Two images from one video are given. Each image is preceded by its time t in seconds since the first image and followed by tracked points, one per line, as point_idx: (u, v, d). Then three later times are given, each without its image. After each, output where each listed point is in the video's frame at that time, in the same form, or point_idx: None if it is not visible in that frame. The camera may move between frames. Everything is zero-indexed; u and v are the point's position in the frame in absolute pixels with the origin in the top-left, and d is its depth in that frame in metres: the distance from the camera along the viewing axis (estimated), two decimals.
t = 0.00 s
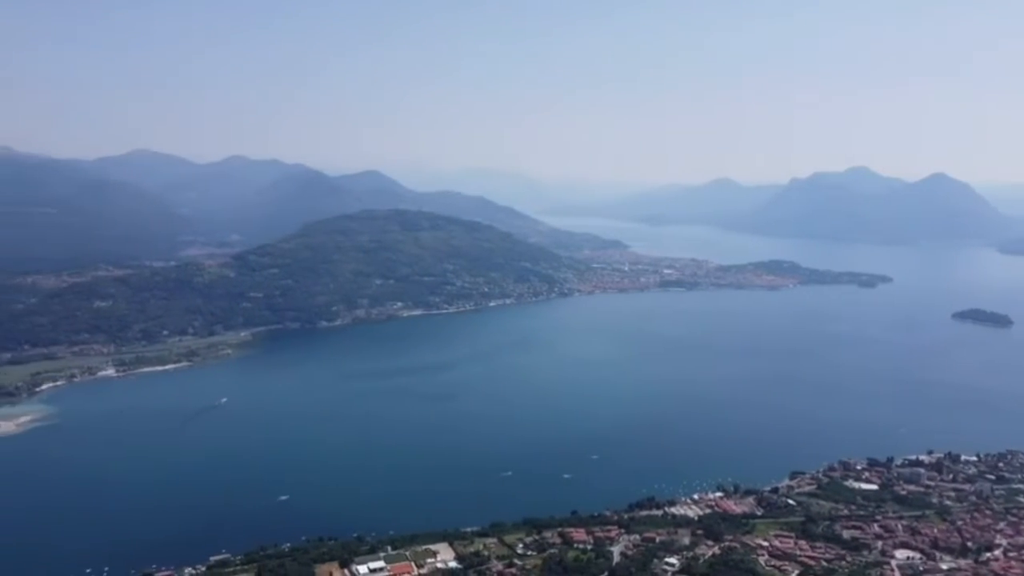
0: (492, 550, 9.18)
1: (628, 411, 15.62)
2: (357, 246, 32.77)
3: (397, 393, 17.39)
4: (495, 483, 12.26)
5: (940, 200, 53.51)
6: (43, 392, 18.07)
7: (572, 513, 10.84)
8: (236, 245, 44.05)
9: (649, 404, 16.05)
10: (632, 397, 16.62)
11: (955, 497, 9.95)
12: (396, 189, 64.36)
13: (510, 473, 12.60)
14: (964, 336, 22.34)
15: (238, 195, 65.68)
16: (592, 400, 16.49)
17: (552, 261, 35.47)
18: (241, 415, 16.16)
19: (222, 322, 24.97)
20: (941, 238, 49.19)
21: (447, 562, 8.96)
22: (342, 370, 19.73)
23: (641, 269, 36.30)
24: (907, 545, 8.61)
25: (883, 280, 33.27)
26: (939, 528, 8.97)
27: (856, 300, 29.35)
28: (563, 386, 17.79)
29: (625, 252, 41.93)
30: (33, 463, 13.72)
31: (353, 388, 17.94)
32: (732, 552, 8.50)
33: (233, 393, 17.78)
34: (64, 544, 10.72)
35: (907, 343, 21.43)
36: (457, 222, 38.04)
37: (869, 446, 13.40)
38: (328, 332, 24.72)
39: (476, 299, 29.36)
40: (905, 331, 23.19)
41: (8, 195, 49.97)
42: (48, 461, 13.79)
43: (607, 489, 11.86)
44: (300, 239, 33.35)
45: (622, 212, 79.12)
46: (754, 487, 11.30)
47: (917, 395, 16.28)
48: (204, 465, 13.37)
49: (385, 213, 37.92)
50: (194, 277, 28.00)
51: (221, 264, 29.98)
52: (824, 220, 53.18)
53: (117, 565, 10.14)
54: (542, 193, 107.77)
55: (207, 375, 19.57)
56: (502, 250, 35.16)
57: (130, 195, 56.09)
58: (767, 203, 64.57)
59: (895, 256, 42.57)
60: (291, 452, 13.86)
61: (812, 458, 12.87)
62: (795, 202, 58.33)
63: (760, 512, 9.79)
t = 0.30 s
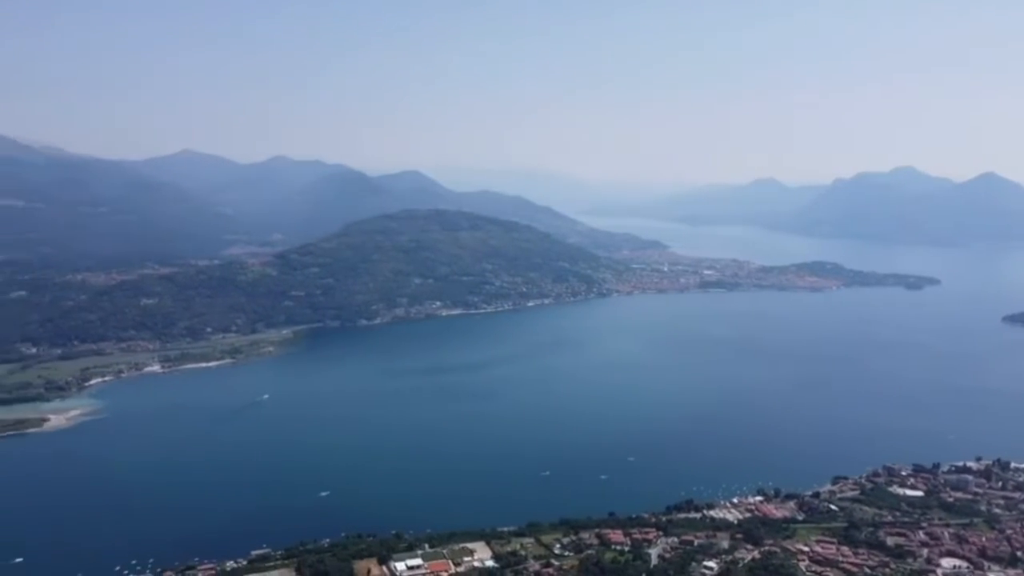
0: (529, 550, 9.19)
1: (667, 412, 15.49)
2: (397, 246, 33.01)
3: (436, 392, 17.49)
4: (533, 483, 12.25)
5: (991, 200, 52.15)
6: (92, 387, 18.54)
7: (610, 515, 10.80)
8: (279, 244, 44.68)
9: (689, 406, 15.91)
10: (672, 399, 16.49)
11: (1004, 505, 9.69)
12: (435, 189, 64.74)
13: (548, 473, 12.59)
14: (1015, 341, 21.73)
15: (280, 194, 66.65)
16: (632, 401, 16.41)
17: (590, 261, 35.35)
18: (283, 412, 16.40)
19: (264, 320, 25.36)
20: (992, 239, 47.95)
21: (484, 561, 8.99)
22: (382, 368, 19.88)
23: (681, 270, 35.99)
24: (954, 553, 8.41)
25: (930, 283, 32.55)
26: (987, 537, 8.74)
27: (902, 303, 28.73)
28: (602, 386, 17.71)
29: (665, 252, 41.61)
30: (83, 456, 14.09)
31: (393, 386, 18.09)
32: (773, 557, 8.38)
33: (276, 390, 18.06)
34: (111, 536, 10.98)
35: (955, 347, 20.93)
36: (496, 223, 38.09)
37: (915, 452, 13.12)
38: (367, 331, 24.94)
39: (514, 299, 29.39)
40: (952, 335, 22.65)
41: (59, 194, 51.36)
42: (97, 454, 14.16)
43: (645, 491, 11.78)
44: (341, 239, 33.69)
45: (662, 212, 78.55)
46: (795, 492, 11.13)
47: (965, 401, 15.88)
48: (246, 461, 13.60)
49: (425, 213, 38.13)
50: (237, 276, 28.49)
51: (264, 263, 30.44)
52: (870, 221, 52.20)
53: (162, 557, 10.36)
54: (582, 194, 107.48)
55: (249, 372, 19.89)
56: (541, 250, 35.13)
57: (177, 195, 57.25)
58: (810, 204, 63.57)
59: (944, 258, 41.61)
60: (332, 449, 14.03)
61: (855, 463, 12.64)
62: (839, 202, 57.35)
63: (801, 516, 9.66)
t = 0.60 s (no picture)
0: (569, 550, 9.17)
1: (711, 415, 15.32)
2: (440, 246, 33.21)
3: (479, 391, 17.56)
4: (574, 484, 12.22)
5: None
6: (142, 382, 19.02)
7: (651, 517, 10.72)
8: (324, 243, 45.28)
9: (733, 409, 15.71)
10: (716, 401, 16.31)
11: None
12: (478, 189, 65.02)
13: (591, 474, 12.55)
14: None
15: (325, 194, 67.57)
16: (675, 403, 16.27)
17: (633, 262, 35.13)
18: (327, 409, 16.62)
19: (309, 318, 25.72)
20: None
21: (524, 561, 9.00)
22: (425, 367, 20.03)
23: (725, 271, 35.57)
24: (1007, 564, 8.17)
25: (984, 285, 31.70)
26: None
27: (954, 305, 28.02)
28: (645, 388, 17.60)
29: (709, 253, 41.17)
30: (134, 450, 14.46)
31: (435, 385, 18.21)
32: (818, 564, 8.24)
33: (321, 387, 18.31)
34: (159, 528, 11.24)
35: (1010, 352, 20.34)
36: (538, 223, 38.09)
37: (967, 458, 12.78)
38: (410, 330, 25.14)
39: (556, 299, 29.35)
40: (1007, 338, 22.00)
41: (113, 194, 52.73)
42: (148, 448, 14.51)
43: (688, 494, 11.66)
44: (384, 238, 34.03)
45: (706, 212, 77.80)
46: (841, 497, 10.92)
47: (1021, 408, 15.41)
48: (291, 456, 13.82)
49: (468, 213, 38.29)
50: (283, 274, 28.96)
51: (309, 262, 30.87)
52: (920, 221, 51.03)
53: (208, 550, 10.56)
54: (625, 194, 106.93)
55: (295, 369, 20.20)
56: (583, 250, 35.04)
57: (225, 195, 58.38)
58: (859, 204, 62.36)
59: (999, 260, 40.47)
60: (375, 446, 14.18)
61: (904, 469, 12.35)
62: (889, 202, 56.17)
63: (848, 523, 9.48)
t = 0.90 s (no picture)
0: (614, 553, 9.13)
1: (759, 418, 15.12)
2: (486, 245, 33.32)
3: (524, 391, 17.60)
4: (619, 485, 12.16)
5: None
6: (195, 377, 19.49)
7: (696, 520, 10.61)
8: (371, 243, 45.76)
9: (781, 412, 15.48)
10: (763, 404, 16.09)
11: None
12: (524, 189, 65.06)
13: (636, 476, 12.48)
14: None
15: (374, 194, 68.32)
16: (723, 406, 16.08)
17: (680, 262, 34.81)
18: (373, 407, 16.81)
19: (356, 316, 26.02)
20: None
21: (568, 562, 8.98)
22: (470, 366, 20.13)
23: (775, 272, 35.03)
24: None
25: None
26: None
27: (1014, 308, 27.19)
28: (691, 389, 17.44)
29: (758, 254, 40.59)
30: (186, 444, 14.81)
31: (481, 384, 18.30)
32: (868, 572, 8.07)
33: (367, 384, 18.53)
34: (210, 521, 11.49)
35: None
36: (584, 223, 37.98)
37: None
38: (456, 329, 25.28)
39: (602, 300, 29.22)
40: None
41: (168, 194, 54.04)
42: (200, 443, 14.85)
43: (734, 498, 11.51)
44: (431, 238, 34.27)
45: (755, 213, 76.75)
46: (893, 505, 10.68)
47: None
48: (338, 453, 14.02)
49: (514, 213, 38.35)
50: (331, 274, 29.37)
51: (357, 261, 31.23)
52: (979, 221, 49.62)
53: (257, 543, 10.76)
54: (672, 194, 106.01)
55: (343, 367, 20.48)
56: (630, 251, 34.82)
57: (276, 195, 59.39)
58: (914, 203, 60.86)
59: None
60: (421, 444, 14.31)
61: (959, 477, 12.03)
62: (946, 202, 54.72)
63: (900, 531, 9.27)
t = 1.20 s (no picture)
0: (659, 556, 9.05)
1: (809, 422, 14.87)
2: (533, 246, 33.34)
3: (571, 391, 17.58)
4: (666, 488, 12.05)
5: None
6: (246, 374, 19.88)
7: (745, 525, 10.47)
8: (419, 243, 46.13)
9: (833, 417, 15.20)
10: (815, 408, 15.82)
11: None
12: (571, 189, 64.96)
13: (684, 479, 12.37)
14: None
15: (422, 195, 68.87)
16: (773, 409, 15.84)
17: (729, 263, 34.38)
18: (419, 406, 16.94)
19: (403, 315, 26.26)
20: None
21: (613, 564, 8.93)
22: (517, 366, 20.18)
23: (827, 273, 34.39)
24: None
25: None
26: None
27: None
28: (740, 392, 17.23)
29: (809, 255, 39.90)
30: (237, 439, 15.12)
31: (526, 384, 18.31)
32: None
33: (415, 383, 18.72)
34: (260, 515, 11.70)
35: None
36: (631, 223, 37.77)
37: None
38: (502, 329, 25.35)
39: (650, 301, 29.00)
40: None
41: (222, 194, 55.21)
42: (251, 438, 15.15)
43: (783, 503, 11.33)
44: (478, 238, 34.42)
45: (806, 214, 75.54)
46: (948, 514, 10.39)
47: None
48: (385, 451, 14.15)
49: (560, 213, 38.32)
50: (379, 273, 29.69)
51: (405, 261, 31.52)
52: None
53: (306, 538, 10.92)
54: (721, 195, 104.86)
55: (391, 365, 20.68)
56: (678, 251, 34.52)
57: (326, 195, 60.25)
58: (973, 204, 59.25)
59: None
60: (467, 444, 14.37)
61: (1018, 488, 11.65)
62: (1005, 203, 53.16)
63: (957, 541, 9.01)
